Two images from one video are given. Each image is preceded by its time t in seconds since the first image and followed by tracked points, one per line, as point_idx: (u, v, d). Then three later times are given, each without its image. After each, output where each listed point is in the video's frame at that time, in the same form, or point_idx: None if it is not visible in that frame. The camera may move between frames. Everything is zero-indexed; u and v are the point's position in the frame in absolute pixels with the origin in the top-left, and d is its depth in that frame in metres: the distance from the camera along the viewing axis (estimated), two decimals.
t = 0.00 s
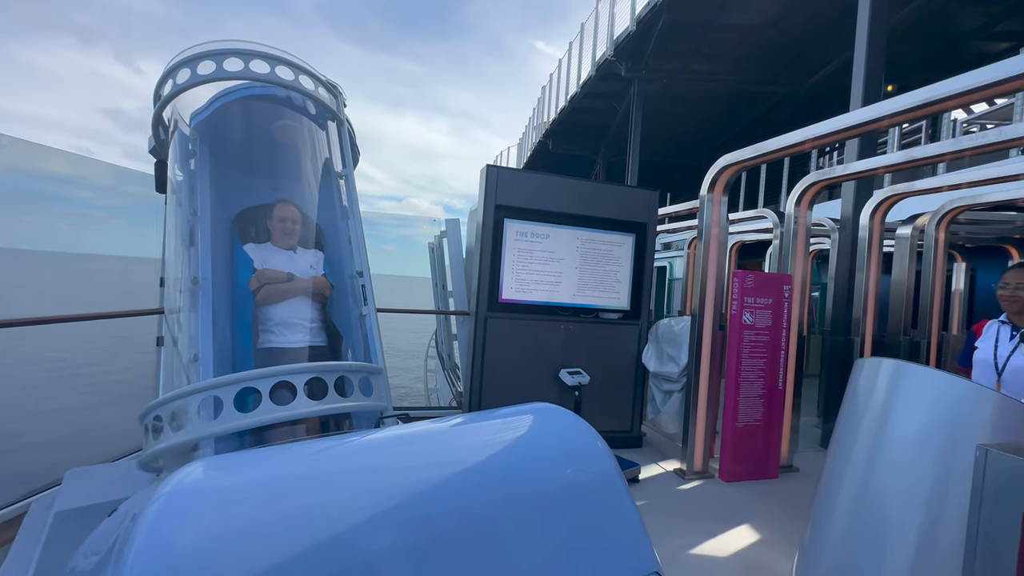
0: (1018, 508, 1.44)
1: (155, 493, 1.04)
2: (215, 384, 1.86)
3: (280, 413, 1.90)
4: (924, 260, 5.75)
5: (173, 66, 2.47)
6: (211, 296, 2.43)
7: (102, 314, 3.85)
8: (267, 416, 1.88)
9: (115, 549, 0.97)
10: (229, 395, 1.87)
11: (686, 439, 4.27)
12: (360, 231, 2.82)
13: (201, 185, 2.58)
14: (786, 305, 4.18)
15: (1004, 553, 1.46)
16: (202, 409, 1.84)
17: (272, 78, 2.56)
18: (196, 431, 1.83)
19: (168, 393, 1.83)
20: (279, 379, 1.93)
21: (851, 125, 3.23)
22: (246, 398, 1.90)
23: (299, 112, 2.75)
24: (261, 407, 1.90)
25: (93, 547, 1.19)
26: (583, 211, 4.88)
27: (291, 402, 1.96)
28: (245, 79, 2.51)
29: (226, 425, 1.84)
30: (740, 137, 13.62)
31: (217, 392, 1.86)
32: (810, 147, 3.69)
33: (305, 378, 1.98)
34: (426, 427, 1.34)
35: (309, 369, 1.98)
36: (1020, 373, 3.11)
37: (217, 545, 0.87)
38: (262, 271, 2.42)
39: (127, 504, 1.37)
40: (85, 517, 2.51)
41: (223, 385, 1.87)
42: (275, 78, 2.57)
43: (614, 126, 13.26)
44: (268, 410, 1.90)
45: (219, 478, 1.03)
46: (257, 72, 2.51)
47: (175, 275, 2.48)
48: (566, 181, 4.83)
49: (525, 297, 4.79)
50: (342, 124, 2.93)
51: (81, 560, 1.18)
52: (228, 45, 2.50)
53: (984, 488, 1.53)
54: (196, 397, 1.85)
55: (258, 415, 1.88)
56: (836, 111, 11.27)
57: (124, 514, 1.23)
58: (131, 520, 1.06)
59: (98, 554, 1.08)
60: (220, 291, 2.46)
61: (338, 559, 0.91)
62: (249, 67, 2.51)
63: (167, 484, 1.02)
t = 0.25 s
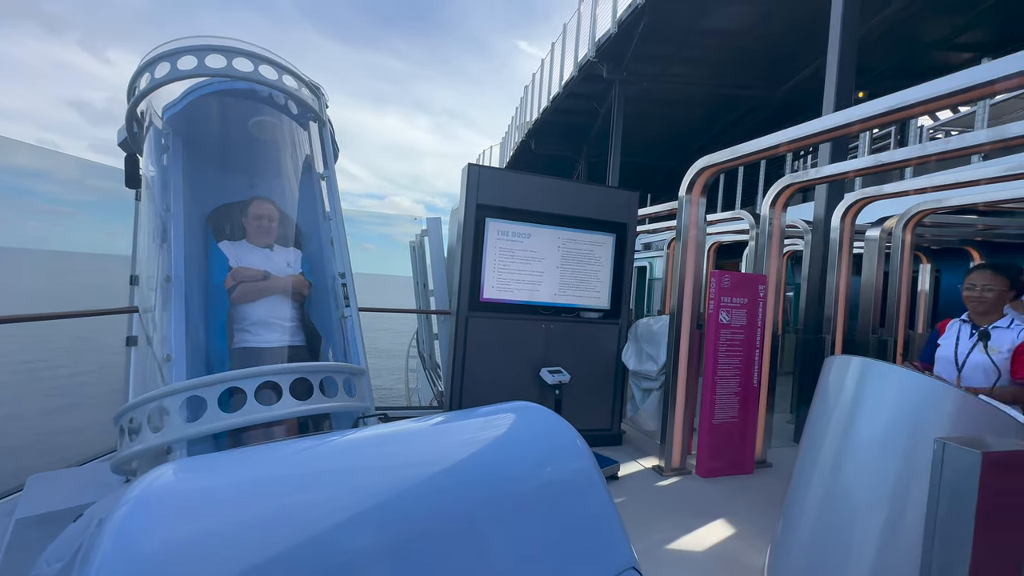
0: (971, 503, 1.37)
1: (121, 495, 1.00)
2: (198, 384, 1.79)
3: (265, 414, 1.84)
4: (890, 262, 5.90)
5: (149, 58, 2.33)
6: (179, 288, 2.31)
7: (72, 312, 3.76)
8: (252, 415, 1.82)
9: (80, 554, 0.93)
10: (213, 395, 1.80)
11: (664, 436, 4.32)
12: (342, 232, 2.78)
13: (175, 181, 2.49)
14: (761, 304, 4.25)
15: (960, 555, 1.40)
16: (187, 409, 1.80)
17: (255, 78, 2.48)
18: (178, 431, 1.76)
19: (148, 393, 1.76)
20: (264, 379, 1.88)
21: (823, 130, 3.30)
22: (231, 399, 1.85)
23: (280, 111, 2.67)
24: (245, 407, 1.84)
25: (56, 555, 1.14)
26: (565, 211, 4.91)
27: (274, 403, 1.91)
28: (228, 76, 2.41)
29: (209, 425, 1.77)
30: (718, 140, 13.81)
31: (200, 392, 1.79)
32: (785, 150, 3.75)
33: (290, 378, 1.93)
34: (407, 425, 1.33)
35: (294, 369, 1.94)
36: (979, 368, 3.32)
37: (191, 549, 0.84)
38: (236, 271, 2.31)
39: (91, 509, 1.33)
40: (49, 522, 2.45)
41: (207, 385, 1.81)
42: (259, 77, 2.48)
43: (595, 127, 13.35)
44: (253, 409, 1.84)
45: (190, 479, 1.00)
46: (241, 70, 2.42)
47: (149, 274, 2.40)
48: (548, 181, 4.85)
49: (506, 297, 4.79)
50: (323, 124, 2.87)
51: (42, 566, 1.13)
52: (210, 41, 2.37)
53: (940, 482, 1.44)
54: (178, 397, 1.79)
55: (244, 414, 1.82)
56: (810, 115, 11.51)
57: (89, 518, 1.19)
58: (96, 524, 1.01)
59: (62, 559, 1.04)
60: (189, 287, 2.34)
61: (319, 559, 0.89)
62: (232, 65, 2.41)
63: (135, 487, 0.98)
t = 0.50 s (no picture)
0: (932, 492, 1.47)
1: (90, 499, 0.98)
2: (182, 383, 1.73)
3: (251, 414, 1.78)
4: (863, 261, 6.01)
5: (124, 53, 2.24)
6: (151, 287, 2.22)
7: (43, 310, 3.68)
8: (238, 415, 1.76)
9: (48, 559, 0.91)
10: (197, 395, 1.74)
11: (644, 434, 4.37)
12: (325, 234, 2.77)
13: (149, 179, 2.34)
14: (738, 304, 4.32)
15: (920, 540, 1.50)
16: (170, 410, 1.73)
17: (236, 75, 2.39)
18: (159, 431, 1.69)
19: (129, 392, 1.69)
20: (250, 379, 1.82)
21: (798, 134, 3.36)
22: (215, 399, 1.78)
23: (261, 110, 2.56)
24: (229, 407, 1.78)
25: (22, 561, 1.12)
26: (548, 211, 4.92)
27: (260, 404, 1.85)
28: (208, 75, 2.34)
29: (192, 426, 1.70)
30: (699, 143, 13.98)
31: (183, 392, 1.73)
32: (762, 154, 3.82)
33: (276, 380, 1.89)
34: (389, 425, 1.32)
35: (280, 370, 1.89)
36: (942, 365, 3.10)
37: (166, 553, 0.83)
38: (213, 267, 2.26)
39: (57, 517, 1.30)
40: (17, 528, 2.40)
41: (191, 385, 1.74)
42: (241, 75, 2.40)
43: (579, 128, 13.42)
44: (238, 410, 1.78)
45: (163, 482, 0.98)
46: (223, 68, 2.35)
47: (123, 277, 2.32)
48: (531, 181, 4.87)
49: (488, 296, 4.79)
50: (306, 124, 2.78)
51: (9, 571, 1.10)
52: (190, 37, 2.30)
53: (903, 472, 1.55)
54: (159, 397, 1.72)
55: (228, 415, 1.75)
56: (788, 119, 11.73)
57: (58, 523, 1.16)
58: (64, 529, 0.99)
59: (29, 565, 1.02)
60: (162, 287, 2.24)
61: (299, 558, 0.88)
62: (214, 62, 2.33)
63: (106, 490, 0.96)
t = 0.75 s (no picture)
0: (898, 483, 1.52)
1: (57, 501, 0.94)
2: (165, 382, 1.57)
3: (241, 414, 1.64)
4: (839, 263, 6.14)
5: (102, 46, 2.17)
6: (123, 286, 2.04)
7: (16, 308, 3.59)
8: (226, 415, 1.61)
9: (11, 565, 0.87)
10: (181, 396, 1.58)
11: (627, 431, 4.39)
12: (309, 233, 2.59)
13: (120, 172, 2.18)
14: (719, 303, 4.37)
15: (887, 532, 1.54)
16: (153, 411, 1.57)
17: (220, 72, 2.31)
18: (144, 429, 1.54)
19: (108, 393, 1.53)
20: (238, 380, 1.66)
21: (779, 135, 3.39)
22: (199, 400, 1.62)
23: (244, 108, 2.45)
24: (215, 407, 1.63)
25: None
26: (532, 210, 4.93)
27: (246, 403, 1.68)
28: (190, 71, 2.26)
29: (177, 425, 1.56)
30: (683, 144, 14.12)
31: (167, 391, 1.57)
32: (743, 154, 3.86)
33: (265, 379, 1.73)
34: (373, 423, 1.29)
35: (269, 370, 1.74)
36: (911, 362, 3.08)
37: (139, 555, 0.78)
38: (190, 267, 2.10)
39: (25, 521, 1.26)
40: None
41: (174, 385, 1.58)
42: (226, 73, 2.33)
43: (564, 128, 13.47)
44: (226, 410, 1.63)
45: (136, 483, 0.93)
46: (206, 64, 2.27)
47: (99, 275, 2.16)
48: (516, 180, 4.87)
49: (472, 295, 4.78)
50: (288, 124, 2.68)
51: None
52: (174, 34, 2.24)
53: (872, 465, 1.59)
54: (139, 398, 1.56)
55: (216, 415, 1.60)
56: (768, 122, 11.91)
57: (26, 527, 1.13)
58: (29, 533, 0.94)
59: None
60: (134, 286, 2.05)
61: (280, 558, 0.85)
62: (198, 59, 2.26)
63: (73, 492, 0.91)
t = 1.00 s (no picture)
0: (871, 475, 1.56)
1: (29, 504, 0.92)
2: (156, 381, 1.46)
3: (231, 412, 1.55)
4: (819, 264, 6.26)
5: (82, 38, 2.01)
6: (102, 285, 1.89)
7: None
8: (216, 415, 1.52)
9: None
10: (170, 395, 1.48)
11: (612, 429, 4.42)
12: (295, 234, 2.47)
13: (95, 167, 2.00)
14: (703, 302, 4.42)
15: (862, 524, 1.58)
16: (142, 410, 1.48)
17: (207, 70, 2.14)
18: (132, 430, 1.43)
19: (99, 392, 1.42)
20: (229, 380, 1.57)
21: (763, 136, 3.43)
22: (188, 398, 1.53)
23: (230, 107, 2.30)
24: (204, 407, 1.54)
25: None
26: (519, 209, 4.95)
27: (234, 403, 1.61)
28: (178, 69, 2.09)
29: (164, 424, 1.46)
30: (667, 145, 14.22)
31: (156, 391, 1.47)
32: (727, 155, 3.89)
33: (254, 379, 1.65)
34: (357, 422, 1.28)
35: (259, 369, 1.66)
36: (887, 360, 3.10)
37: (114, 559, 0.76)
38: (169, 266, 1.97)
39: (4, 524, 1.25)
40: None
41: (162, 384, 1.48)
42: (214, 72, 2.16)
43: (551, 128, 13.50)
44: (215, 409, 1.54)
45: (111, 485, 0.90)
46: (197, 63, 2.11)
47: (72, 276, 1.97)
48: (503, 179, 4.87)
49: (459, 294, 4.78)
50: (275, 126, 2.52)
51: None
52: (161, 30, 2.07)
53: (847, 461, 1.62)
54: (129, 397, 1.45)
55: (205, 415, 1.51)
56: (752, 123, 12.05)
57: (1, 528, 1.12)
58: None
59: None
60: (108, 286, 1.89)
61: (262, 559, 0.82)
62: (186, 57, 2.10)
63: (46, 494, 0.90)
